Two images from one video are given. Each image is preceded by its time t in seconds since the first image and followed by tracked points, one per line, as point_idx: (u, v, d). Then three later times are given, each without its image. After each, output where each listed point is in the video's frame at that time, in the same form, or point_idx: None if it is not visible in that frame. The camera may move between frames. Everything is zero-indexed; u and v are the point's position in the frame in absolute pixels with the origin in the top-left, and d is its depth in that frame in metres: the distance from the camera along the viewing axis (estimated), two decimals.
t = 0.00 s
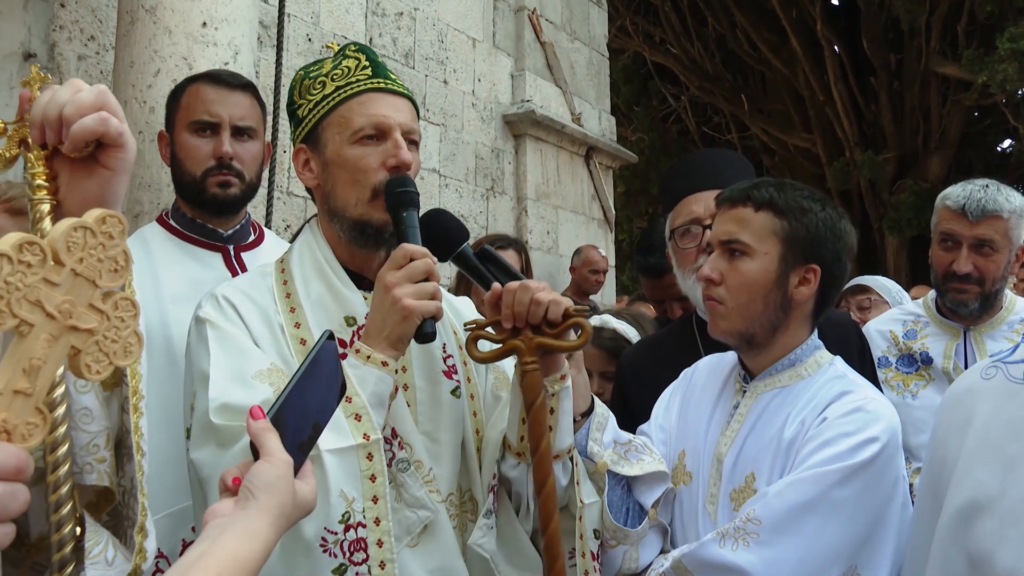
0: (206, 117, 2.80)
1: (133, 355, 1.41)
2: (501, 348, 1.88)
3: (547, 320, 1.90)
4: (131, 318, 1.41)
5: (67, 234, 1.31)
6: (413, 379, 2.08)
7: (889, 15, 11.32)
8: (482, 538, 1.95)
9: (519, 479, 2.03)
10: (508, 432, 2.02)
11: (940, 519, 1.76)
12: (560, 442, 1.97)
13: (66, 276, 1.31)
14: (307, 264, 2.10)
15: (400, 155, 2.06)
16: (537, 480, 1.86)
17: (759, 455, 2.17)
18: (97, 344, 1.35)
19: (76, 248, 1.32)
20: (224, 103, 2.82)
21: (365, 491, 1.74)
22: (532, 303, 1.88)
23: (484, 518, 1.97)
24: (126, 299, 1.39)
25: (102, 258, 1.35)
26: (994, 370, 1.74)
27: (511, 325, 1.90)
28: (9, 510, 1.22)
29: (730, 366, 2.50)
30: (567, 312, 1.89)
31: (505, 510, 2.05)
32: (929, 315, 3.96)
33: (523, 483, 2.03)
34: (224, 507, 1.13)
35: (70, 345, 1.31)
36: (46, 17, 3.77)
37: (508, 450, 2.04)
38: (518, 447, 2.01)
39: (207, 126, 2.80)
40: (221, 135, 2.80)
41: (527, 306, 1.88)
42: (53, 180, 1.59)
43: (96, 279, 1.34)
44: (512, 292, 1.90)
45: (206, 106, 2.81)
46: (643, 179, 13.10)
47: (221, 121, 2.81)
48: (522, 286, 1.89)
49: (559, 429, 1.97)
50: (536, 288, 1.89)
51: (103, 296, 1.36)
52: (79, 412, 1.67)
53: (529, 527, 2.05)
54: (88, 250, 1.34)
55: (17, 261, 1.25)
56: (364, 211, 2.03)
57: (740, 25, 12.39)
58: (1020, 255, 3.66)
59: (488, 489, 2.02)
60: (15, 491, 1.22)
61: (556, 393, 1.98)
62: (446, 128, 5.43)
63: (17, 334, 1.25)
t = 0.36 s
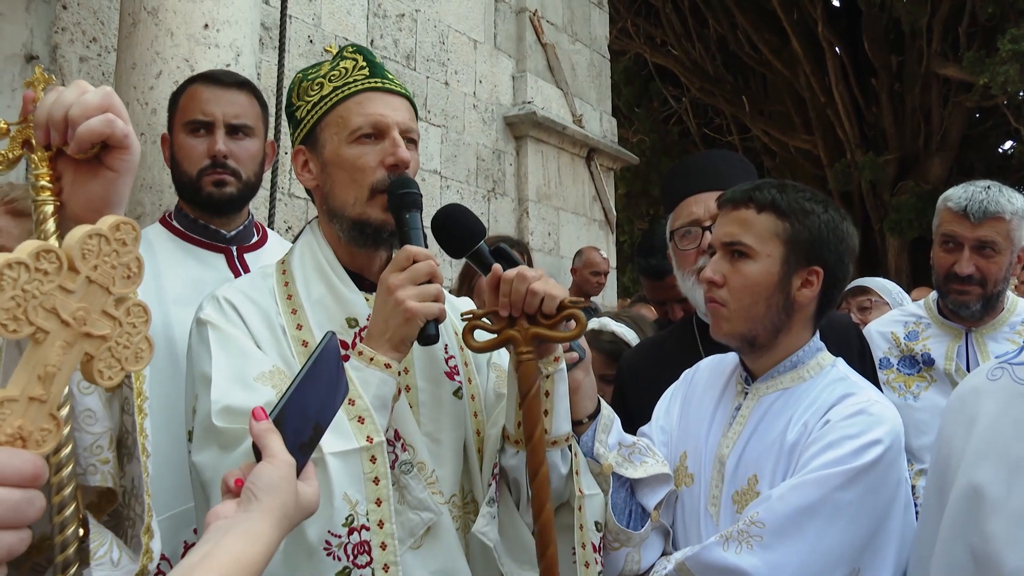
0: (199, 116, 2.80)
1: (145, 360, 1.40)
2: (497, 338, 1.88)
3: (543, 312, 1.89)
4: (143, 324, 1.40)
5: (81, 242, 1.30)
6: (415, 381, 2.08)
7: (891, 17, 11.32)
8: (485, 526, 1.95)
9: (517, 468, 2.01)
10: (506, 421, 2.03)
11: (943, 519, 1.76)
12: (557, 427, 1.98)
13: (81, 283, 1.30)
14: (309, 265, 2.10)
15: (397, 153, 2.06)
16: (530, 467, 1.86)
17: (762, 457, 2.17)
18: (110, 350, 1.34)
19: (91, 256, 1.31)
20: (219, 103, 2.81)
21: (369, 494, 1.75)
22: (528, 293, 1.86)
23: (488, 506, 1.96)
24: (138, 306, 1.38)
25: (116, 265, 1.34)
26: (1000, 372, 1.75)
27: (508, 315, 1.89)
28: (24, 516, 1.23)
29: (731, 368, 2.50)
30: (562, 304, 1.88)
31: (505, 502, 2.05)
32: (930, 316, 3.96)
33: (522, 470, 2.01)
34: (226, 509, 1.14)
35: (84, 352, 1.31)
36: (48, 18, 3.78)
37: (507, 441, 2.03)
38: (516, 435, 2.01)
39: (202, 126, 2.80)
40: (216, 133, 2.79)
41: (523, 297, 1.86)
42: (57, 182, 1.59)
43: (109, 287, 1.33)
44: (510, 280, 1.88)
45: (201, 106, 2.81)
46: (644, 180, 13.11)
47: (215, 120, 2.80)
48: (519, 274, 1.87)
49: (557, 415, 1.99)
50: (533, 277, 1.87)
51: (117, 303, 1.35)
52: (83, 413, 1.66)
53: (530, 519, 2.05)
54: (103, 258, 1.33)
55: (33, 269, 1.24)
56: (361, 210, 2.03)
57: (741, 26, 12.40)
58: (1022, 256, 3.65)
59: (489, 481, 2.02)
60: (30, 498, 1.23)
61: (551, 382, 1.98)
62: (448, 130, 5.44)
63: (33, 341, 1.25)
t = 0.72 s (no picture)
0: (180, 112, 2.82)
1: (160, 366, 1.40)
2: (503, 347, 1.88)
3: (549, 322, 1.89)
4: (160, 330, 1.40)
5: (108, 250, 1.30)
6: (421, 382, 2.08)
7: (894, 19, 11.32)
8: (490, 536, 1.96)
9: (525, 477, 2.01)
10: (515, 432, 2.01)
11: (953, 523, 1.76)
12: (565, 437, 1.99)
13: (105, 290, 1.30)
14: (314, 265, 2.10)
15: (403, 149, 2.06)
16: (534, 476, 1.85)
17: (767, 458, 2.17)
18: (129, 356, 1.34)
19: (115, 264, 1.31)
20: (197, 97, 2.82)
21: (378, 496, 1.74)
22: (536, 305, 1.86)
23: (493, 516, 1.98)
24: (156, 312, 1.38)
25: (138, 272, 1.34)
26: (1009, 375, 1.75)
27: (515, 324, 1.89)
28: (53, 519, 1.21)
29: (738, 370, 2.50)
30: (571, 316, 1.88)
31: (511, 509, 2.05)
32: (935, 318, 3.96)
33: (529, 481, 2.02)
34: (229, 508, 1.13)
35: (105, 358, 1.31)
36: (53, 19, 3.78)
37: (514, 449, 2.02)
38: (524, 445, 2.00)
39: (183, 121, 2.81)
40: (194, 127, 2.79)
41: (532, 308, 1.86)
42: (60, 183, 1.56)
43: (132, 294, 1.33)
44: (517, 291, 1.88)
45: (180, 102, 2.83)
46: (647, 181, 13.12)
47: (193, 114, 2.80)
48: (527, 286, 1.87)
49: (563, 425, 2.00)
50: (540, 288, 1.87)
51: (138, 309, 1.35)
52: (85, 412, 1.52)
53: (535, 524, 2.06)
54: (126, 266, 1.33)
55: (64, 277, 1.25)
56: (368, 209, 2.03)
57: (744, 28, 12.40)
58: None
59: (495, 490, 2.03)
60: (59, 501, 1.21)
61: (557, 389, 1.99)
62: (451, 131, 5.44)
63: (59, 347, 1.25)
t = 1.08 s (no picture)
0: (196, 102, 2.83)
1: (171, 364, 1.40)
2: (539, 342, 1.88)
3: (587, 318, 1.90)
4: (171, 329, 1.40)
5: (122, 250, 1.29)
6: (426, 379, 2.08)
7: (901, 16, 11.28)
8: (507, 533, 1.94)
9: (544, 472, 2.00)
10: (534, 425, 2.01)
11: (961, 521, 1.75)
12: (588, 437, 1.97)
13: (118, 289, 1.29)
14: (318, 262, 2.09)
15: (412, 149, 2.05)
16: (565, 472, 1.87)
17: (779, 456, 2.17)
18: (141, 355, 1.33)
19: (129, 263, 1.31)
20: (212, 87, 2.84)
21: (385, 495, 1.74)
22: (576, 301, 1.87)
23: (509, 513, 1.95)
24: (168, 311, 1.37)
25: (150, 271, 1.34)
26: (1017, 374, 1.75)
27: (552, 319, 1.89)
28: (69, 516, 1.20)
29: (749, 368, 2.48)
30: (609, 312, 1.90)
31: (525, 505, 2.01)
32: (943, 316, 3.94)
33: (549, 476, 2.00)
34: (236, 505, 1.12)
35: (117, 357, 1.30)
36: (60, 16, 3.78)
37: (531, 442, 2.02)
38: (543, 439, 1.99)
39: (197, 111, 2.82)
40: (209, 118, 2.80)
41: (571, 303, 1.86)
42: (63, 179, 1.56)
43: (144, 293, 1.33)
44: (556, 286, 1.88)
45: (195, 92, 2.85)
46: (652, 179, 13.10)
47: (208, 105, 2.82)
48: (568, 282, 1.87)
49: (586, 422, 1.97)
50: (580, 285, 1.88)
51: (150, 308, 1.34)
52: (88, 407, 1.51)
53: (546, 521, 2.03)
54: (139, 265, 1.32)
55: (80, 276, 1.24)
56: (377, 205, 2.03)
57: (751, 25, 12.37)
58: None
59: (508, 484, 2.00)
60: (74, 499, 1.21)
61: (589, 389, 1.98)
62: (457, 128, 5.44)
63: (73, 346, 1.25)
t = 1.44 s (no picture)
0: (216, 98, 2.84)
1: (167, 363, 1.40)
2: (539, 341, 1.88)
3: (584, 317, 1.90)
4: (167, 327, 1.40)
5: (118, 248, 1.29)
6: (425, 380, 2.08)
7: (902, 15, 11.26)
8: (506, 530, 1.93)
9: (540, 469, 2.01)
10: (531, 423, 2.02)
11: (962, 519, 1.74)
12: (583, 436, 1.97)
13: (114, 288, 1.29)
14: (314, 260, 2.09)
15: (416, 149, 2.06)
16: (563, 470, 1.86)
17: (782, 456, 2.16)
18: (136, 354, 1.33)
19: (125, 261, 1.31)
20: (235, 85, 2.82)
21: (401, 497, 1.75)
22: (573, 300, 1.86)
23: (507, 510, 1.95)
24: (164, 309, 1.37)
25: (146, 269, 1.34)
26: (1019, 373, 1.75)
27: (550, 319, 1.89)
28: (65, 517, 1.22)
29: (749, 367, 2.49)
30: (605, 312, 1.90)
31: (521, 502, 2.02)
32: (946, 315, 3.94)
33: (544, 474, 2.01)
34: (237, 503, 1.12)
35: (113, 356, 1.30)
36: (61, 15, 3.78)
37: (527, 440, 2.02)
38: (540, 438, 2.01)
39: (217, 108, 2.83)
40: (228, 115, 2.80)
41: (569, 303, 1.86)
42: (62, 178, 1.55)
43: (140, 292, 1.33)
44: (554, 285, 1.88)
45: (218, 89, 2.84)
46: (653, 178, 13.11)
47: (229, 102, 2.81)
48: (565, 281, 1.86)
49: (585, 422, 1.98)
50: (578, 284, 1.87)
51: (146, 306, 1.34)
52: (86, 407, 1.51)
53: (541, 518, 2.04)
54: (135, 263, 1.32)
55: (75, 275, 1.24)
56: (380, 205, 2.02)
57: (752, 24, 12.36)
58: None
59: (503, 482, 2.01)
60: (70, 500, 1.22)
61: (587, 390, 1.98)
62: (458, 127, 5.44)
63: (69, 345, 1.24)
